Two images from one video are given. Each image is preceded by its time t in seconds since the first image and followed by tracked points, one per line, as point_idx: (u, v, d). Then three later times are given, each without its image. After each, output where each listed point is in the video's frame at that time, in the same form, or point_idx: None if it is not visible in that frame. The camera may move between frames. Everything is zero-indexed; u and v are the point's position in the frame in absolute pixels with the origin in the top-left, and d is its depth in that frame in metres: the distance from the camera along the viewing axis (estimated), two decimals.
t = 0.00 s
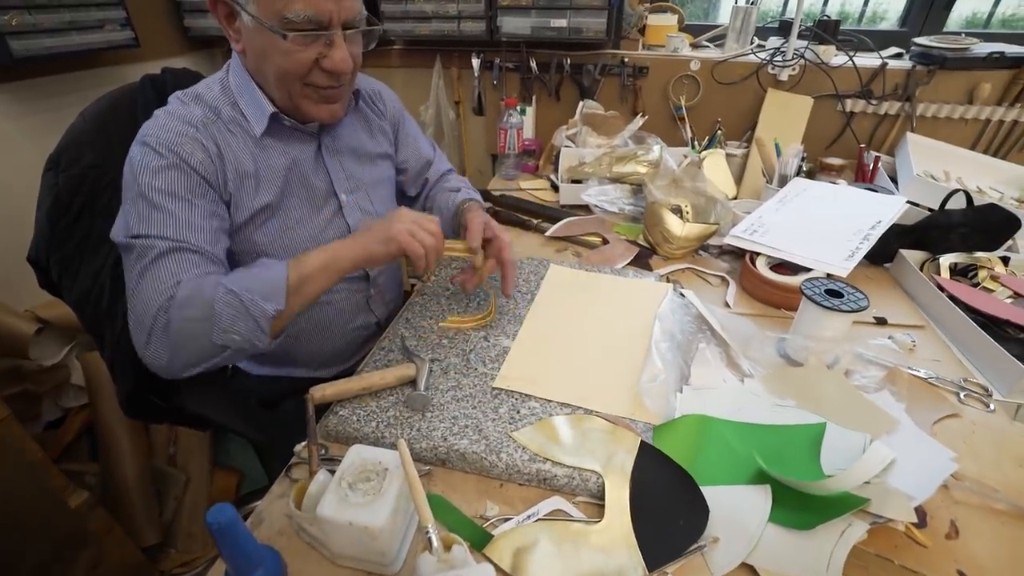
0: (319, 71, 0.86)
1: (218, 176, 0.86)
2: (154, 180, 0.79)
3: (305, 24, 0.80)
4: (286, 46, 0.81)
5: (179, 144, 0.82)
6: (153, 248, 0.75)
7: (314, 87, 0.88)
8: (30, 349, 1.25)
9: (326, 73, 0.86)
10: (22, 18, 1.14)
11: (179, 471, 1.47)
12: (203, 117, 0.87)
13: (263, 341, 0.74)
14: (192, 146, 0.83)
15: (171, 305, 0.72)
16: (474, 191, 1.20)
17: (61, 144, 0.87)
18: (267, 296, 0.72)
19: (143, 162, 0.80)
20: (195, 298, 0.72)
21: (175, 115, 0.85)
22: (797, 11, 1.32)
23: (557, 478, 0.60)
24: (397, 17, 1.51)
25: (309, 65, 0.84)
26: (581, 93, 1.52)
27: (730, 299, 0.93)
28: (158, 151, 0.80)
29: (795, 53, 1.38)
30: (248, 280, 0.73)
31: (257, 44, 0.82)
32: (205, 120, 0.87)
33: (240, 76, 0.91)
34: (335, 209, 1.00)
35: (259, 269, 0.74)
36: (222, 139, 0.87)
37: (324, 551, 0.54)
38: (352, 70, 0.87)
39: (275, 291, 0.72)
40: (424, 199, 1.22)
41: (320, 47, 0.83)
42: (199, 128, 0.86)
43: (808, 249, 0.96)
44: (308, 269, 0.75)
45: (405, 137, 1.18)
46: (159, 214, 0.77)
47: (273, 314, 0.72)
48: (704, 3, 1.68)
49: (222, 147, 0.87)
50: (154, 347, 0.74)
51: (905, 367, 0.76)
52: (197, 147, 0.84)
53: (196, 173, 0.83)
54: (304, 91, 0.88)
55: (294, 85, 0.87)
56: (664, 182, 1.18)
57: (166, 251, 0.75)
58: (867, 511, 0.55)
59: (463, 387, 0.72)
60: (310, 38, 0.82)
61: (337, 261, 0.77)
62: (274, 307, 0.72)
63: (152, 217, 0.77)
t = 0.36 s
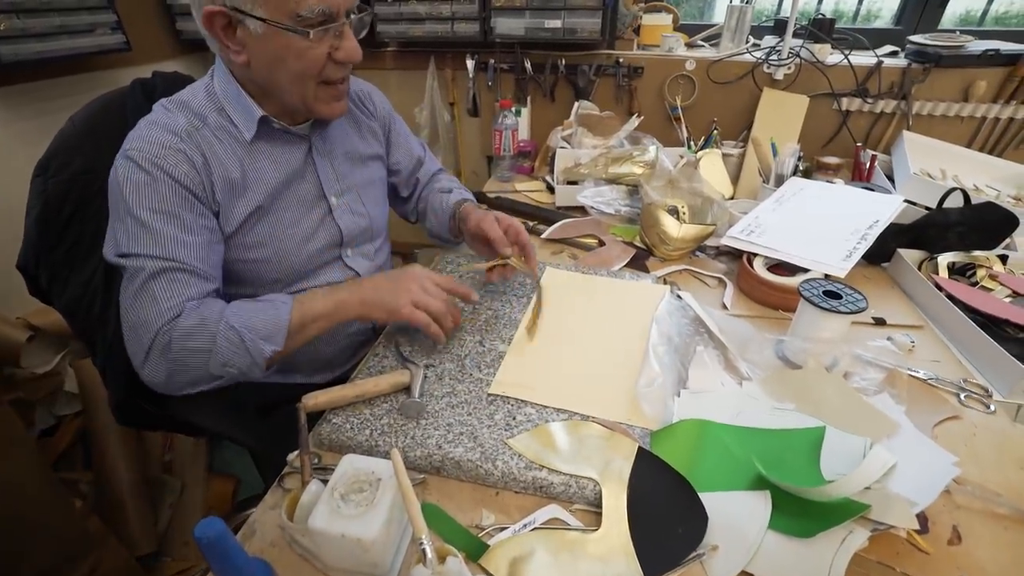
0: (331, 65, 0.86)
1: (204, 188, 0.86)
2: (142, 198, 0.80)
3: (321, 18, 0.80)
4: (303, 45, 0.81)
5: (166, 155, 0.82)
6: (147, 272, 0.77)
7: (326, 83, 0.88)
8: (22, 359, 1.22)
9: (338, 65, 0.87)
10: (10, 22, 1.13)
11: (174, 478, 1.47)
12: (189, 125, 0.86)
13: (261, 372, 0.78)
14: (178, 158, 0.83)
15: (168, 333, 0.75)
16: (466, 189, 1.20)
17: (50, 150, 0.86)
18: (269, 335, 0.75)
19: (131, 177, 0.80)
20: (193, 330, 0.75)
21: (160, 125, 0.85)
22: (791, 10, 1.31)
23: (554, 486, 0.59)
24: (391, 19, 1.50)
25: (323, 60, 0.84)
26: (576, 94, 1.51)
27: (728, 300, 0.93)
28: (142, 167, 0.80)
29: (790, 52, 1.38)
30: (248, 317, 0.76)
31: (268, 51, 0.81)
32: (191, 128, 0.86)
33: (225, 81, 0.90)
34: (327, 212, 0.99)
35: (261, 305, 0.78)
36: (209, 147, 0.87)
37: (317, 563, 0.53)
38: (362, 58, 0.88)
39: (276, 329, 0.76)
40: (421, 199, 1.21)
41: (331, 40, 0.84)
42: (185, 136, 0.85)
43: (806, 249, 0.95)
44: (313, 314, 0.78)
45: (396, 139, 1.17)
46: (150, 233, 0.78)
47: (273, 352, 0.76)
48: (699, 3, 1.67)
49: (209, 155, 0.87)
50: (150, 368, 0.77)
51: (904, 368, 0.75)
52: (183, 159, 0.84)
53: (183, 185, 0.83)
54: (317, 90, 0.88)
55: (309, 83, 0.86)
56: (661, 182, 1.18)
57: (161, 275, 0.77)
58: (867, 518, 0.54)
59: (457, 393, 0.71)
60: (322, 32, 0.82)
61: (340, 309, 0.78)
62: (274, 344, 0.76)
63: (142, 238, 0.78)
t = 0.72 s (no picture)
0: (322, 63, 0.86)
1: (192, 192, 0.85)
2: (129, 204, 0.79)
3: (310, 13, 0.80)
4: (293, 42, 0.81)
5: (154, 160, 0.82)
6: (133, 283, 0.76)
7: (318, 82, 0.88)
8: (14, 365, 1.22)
9: (329, 63, 0.87)
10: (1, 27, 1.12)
11: (169, 486, 1.46)
12: (179, 128, 0.86)
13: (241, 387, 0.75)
14: (166, 162, 0.82)
15: (148, 346, 0.74)
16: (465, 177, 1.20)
17: (40, 156, 0.85)
18: (238, 357, 0.72)
19: (119, 183, 0.80)
20: (172, 345, 0.73)
21: (150, 129, 0.84)
22: (787, 11, 1.31)
23: (551, 497, 0.58)
24: (386, 21, 1.50)
25: (314, 57, 0.84)
26: (572, 96, 1.50)
27: (726, 305, 0.92)
28: (127, 172, 0.80)
29: (787, 53, 1.38)
30: (216, 337, 0.73)
31: (258, 50, 0.80)
32: (182, 131, 0.86)
33: (216, 83, 0.89)
34: (321, 214, 0.98)
35: (232, 322, 0.74)
36: (199, 150, 0.86)
37: None
38: (354, 55, 0.88)
39: (247, 348, 0.72)
40: (421, 199, 1.21)
41: (322, 36, 0.84)
42: (175, 140, 0.84)
43: (804, 251, 0.95)
44: (298, 339, 0.72)
45: (394, 140, 1.16)
46: (136, 240, 0.78)
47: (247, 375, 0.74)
48: (695, 4, 1.67)
49: (200, 159, 0.86)
50: (137, 378, 0.77)
51: (904, 372, 0.74)
52: (172, 163, 0.83)
53: (172, 190, 0.82)
54: (309, 89, 0.87)
55: (302, 82, 0.86)
56: (657, 185, 1.17)
57: (145, 283, 0.77)
58: (869, 528, 0.54)
59: (455, 401, 0.70)
60: (312, 28, 0.82)
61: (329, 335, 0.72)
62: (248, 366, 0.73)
63: (127, 245, 0.78)
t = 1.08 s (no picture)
0: (323, 70, 0.85)
1: (196, 205, 0.85)
2: (133, 219, 0.79)
3: (309, 19, 0.79)
4: (293, 50, 0.80)
5: (158, 173, 0.81)
6: (140, 297, 0.76)
7: (319, 89, 0.87)
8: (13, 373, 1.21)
9: (330, 70, 0.86)
10: None
11: (171, 493, 1.45)
12: (181, 140, 0.85)
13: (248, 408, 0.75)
14: (169, 175, 0.82)
15: (155, 361, 0.74)
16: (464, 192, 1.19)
17: (39, 167, 0.84)
18: (246, 382, 0.72)
19: (123, 197, 0.79)
20: (178, 364, 0.73)
21: (152, 141, 0.84)
22: (787, 16, 1.31)
23: (557, 511, 0.58)
24: (385, 27, 1.50)
25: (314, 65, 0.83)
26: (573, 101, 1.50)
27: (728, 313, 0.92)
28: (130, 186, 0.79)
29: (787, 58, 1.38)
30: (225, 359, 0.72)
31: (258, 58, 0.80)
32: (184, 143, 0.85)
33: (217, 93, 0.89)
34: (324, 223, 0.98)
35: (239, 345, 0.73)
36: (201, 161, 0.86)
37: None
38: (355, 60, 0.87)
39: (256, 376, 0.72)
40: (420, 207, 1.21)
41: (322, 43, 0.83)
42: (177, 152, 0.84)
43: (806, 260, 0.94)
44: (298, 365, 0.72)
45: (394, 147, 1.16)
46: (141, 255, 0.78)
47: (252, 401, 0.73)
48: (694, 7, 1.67)
49: (202, 170, 0.86)
50: (148, 395, 0.77)
51: (908, 382, 0.74)
52: (175, 176, 0.83)
53: (176, 203, 0.82)
54: (310, 97, 0.87)
55: (302, 90, 0.85)
56: (659, 191, 1.17)
57: (152, 298, 0.76)
58: (875, 544, 0.54)
59: (458, 413, 0.70)
60: (312, 35, 0.81)
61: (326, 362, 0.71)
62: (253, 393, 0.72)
63: (132, 261, 0.78)
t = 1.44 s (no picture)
0: (295, 94, 0.83)
1: (190, 217, 0.83)
2: (125, 232, 0.77)
3: (281, 42, 0.77)
4: (259, 69, 0.78)
5: (152, 185, 0.80)
6: (133, 313, 0.75)
7: (290, 111, 0.85)
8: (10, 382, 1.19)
9: (304, 95, 0.83)
10: None
11: (169, 503, 1.44)
12: (177, 151, 0.84)
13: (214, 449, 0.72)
14: (163, 187, 0.81)
15: (142, 381, 0.72)
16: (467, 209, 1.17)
17: (34, 179, 0.83)
18: (211, 426, 0.68)
19: (117, 209, 0.78)
20: (159, 389, 0.71)
21: (147, 153, 0.82)
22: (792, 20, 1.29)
23: (562, 536, 0.57)
24: (385, 32, 1.49)
25: (282, 87, 0.81)
26: (574, 106, 1.49)
27: (733, 325, 0.90)
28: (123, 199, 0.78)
29: (792, 62, 1.36)
30: (194, 399, 0.69)
31: (228, 69, 0.80)
32: (180, 154, 0.84)
33: (214, 104, 0.88)
34: (322, 234, 0.97)
35: (208, 388, 0.68)
36: (197, 172, 0.85)
37: None
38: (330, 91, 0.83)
39: (223, 420, 0.68)
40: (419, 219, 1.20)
41: (295, 68, 0.81)
42: (172, 163, 0.83)
43: (813, 271, 0.93)
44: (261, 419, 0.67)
45: (394, 158, 1.14)
46: (133, 269, 0.76)
47: (217, 444, 0.69)
48: (695, 8, 1.65)
49: (198, 182, 0.85)
50: (141, 414, 0.75)
51: (920, 399, 0.73)
52: (170, 188, 0.82)
53: (170, 215, 0.81)
54: (280, 116, 0.85)
55: (269, 108, 0.83)
56: (662, 199, 1.15)
57: (144, 313, 0.75)
58: None
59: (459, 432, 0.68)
60: (284, 59, 0.79)
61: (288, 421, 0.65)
62: (219, 437, 0.69)
63: (123, 274, 0.76)
